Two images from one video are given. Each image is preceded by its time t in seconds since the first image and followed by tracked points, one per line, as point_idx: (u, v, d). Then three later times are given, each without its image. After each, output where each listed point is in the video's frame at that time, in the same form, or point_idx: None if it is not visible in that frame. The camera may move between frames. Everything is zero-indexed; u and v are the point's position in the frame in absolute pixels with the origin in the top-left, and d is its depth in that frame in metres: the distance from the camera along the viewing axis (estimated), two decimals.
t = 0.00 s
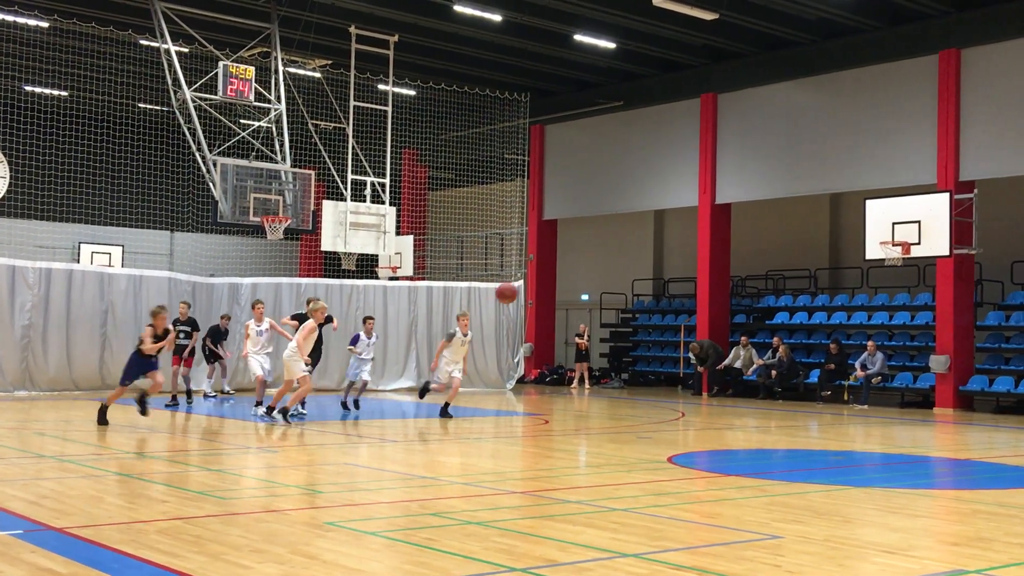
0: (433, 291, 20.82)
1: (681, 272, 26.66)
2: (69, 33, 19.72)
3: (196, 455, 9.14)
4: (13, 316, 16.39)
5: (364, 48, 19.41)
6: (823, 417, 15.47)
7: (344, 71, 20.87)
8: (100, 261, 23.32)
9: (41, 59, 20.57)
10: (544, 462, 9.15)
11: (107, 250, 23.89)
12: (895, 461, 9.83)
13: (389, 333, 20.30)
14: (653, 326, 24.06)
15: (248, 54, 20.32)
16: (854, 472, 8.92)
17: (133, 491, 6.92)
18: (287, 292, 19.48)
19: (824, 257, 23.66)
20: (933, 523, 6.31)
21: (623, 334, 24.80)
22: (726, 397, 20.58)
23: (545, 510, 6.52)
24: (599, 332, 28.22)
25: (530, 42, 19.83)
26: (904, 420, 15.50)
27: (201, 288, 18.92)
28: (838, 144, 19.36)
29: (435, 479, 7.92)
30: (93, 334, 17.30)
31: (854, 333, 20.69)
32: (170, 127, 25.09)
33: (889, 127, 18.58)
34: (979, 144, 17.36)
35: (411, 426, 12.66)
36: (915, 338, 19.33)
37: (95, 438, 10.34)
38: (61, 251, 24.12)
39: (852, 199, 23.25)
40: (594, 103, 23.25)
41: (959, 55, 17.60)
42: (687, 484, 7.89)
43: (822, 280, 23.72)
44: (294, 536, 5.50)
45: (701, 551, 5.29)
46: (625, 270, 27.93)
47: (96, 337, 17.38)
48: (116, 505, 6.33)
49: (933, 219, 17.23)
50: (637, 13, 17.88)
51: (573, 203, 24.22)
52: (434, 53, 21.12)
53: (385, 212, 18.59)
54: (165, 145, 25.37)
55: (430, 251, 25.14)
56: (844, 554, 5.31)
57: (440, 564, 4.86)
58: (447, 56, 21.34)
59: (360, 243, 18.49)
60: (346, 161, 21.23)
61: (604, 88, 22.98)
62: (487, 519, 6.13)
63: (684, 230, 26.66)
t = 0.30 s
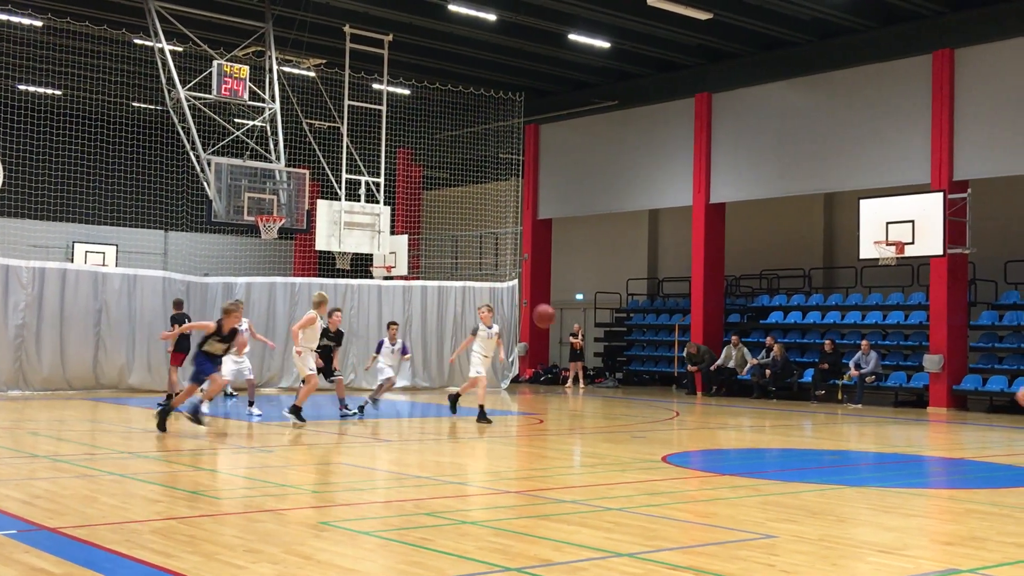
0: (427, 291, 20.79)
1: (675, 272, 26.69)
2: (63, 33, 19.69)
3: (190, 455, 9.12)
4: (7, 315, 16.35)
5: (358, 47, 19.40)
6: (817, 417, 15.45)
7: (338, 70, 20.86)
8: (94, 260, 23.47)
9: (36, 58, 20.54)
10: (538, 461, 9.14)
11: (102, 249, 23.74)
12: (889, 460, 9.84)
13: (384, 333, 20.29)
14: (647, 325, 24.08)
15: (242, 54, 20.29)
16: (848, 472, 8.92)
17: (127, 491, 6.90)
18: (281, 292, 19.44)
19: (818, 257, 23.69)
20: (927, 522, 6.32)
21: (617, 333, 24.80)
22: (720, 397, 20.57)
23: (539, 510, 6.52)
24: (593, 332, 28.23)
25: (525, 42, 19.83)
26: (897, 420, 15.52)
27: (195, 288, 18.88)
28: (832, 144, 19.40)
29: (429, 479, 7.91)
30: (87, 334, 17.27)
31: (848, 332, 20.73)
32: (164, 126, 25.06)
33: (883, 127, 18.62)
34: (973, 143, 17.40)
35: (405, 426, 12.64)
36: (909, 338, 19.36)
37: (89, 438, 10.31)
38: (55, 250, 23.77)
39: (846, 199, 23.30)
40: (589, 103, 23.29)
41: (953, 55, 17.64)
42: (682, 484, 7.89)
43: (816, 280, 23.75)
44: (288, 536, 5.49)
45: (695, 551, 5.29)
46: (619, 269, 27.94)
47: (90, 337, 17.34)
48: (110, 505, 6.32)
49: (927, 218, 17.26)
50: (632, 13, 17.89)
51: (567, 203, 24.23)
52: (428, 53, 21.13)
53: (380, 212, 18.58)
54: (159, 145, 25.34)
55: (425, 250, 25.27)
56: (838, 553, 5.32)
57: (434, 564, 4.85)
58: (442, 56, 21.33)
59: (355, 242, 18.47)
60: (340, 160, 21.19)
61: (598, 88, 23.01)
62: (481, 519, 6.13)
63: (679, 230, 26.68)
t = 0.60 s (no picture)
0: (407, 283, 20.73)
1: (655, 264, 26.77)
2: (40, 23, 19.46)
3: (169, 449, 9.06)
4: None
5: (338, 39, 19.33)
6: (796, 409, 15.52)
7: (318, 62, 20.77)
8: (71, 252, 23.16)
9: (11, 48, 20.28)
10: (519, 454, 9.16)
11: (79, 242, 23.59)
12: (867, 452, 9.91)
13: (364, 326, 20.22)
14: (627, 318, 24.15)
15: (221, 45, 20.15)
16: (827, 464, 8.98)
17: (105, 484, 6.85)
18: (260, 283, 19.32)
19: (797, 250, 23.82)
20: (903, 514, 6.38)
21: (598, 325, 24.83)
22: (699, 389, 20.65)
23: (519, 502, 6.53)
24: (573, 324, 28.26)
25: (506, 34, 19.79)
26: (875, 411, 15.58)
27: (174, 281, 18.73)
28: (811, 137, 19.46)
29: (409, 471, 7.90)
30: (65, 327, 17.13)
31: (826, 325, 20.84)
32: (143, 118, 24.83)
33: (861, 120, 18.71)
34: (951, 138, 17.52)
35: (386, 418, 12.63)
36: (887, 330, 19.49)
37: (66, 431, 10.23)
38: (32, 242, 23.67)
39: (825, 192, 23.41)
40: (569, 96, 23.39)
41: (931, 49, 17.74)
42: (662, 476, 7.92)
43: (795, 272, 23.86)
44: (268, 529, 5.48)
45: (674, 542, 5.31)
46: (599, 262, 28.00)
47: (68, 330, 17.21)
48: (88, 498, 6.27)
49: (905, 212, 17.37)
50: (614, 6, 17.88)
51: (547, 196, 24.24)
52: (409, 45, 21.07)
53: (360, 204, 18.52)
54: (138, 136, 25.12)
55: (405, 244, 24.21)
56: (815, 545, 5.35)
57: (414, 556, 4.85)
58: (422, 48, 21.27)
59: (334, 234, 18.40)
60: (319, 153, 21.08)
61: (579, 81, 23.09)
62: (461, 512, 6.14)
63: (659, 223, 26.75)
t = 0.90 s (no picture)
0: (357, 265, 20.62)
1: (605, 247, 26.92)
2: None
3: (115, 431, 8.93)
4: None
5: (287, 18, 19.09)
6: (743, 390, 15.73)
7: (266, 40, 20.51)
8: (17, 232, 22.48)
9: None
10: (470, 435, 9.19)
11: (21, 222, 23.22)
12: (812, 432, 10.09)
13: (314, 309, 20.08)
14: (578, 300, 24.28)
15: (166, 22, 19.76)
16: (773, 443, 9.13)
17: (48, 467, 6.73)
18: (208, 265, 19.12)
19: (745, 233, 24.10)
20: (846, 491, 6.50)
21: (549, 308, 24.90)
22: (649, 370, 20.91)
23: (469, 483, 6.54)
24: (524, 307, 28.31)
25: (457, 15, 19.68)
26: (820, 391, 15.81)
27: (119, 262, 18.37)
28: (759, 120, 19.66)
29: (359, 453, 7.86)
30: (6, 309, 16.79)
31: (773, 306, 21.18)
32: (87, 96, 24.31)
33: (808, 104, 18.96)
34: (895, 122, 17.84)
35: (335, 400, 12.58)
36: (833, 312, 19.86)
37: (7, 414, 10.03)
38: None
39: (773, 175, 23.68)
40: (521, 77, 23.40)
41: (877, 34, 18.03)
42: (611, 456, 7.99)
43: (743, 255, 24.14)
44: (215, 511, 5.42)
45: (621, 521, 5.36)
46: (551, 245, 28.07)
47: (9, 312, 16.87)
48: (30, 481, 6.15)
49: (850, 195, 17.65)
50: None
51: (499, 177, 24.23)
52: (359, 25, 20.88)
53: (309, 185, 18.34)
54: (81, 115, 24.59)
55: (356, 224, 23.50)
56: (759, 522, 5.44)
57: (363, 537, 4.83)
58: (373, 28, 21.09)
59: (284, 215, 18.19)
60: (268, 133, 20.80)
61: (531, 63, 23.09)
62: (411, 493, 6.14)
63: (609, 205, 26.88)
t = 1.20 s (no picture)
0: (301, 238, 20.38)
1: (552, 221, 26.92)
2: None
3: (51, 406, 8.72)
4: None
5: None
6: (687, 363, 15.85)
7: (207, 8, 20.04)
8: None
9: None
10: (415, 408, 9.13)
11: None
12: (755, 404, 10.19)
13: (256, 282, 19.79)
14: (524, 273, 24.26)
15: None
16: (716, 416, 9.20)
17: None
18: (147, 237, 18.76)
19: (690, 208, 24.25)
20: (788, 463, 6.57)
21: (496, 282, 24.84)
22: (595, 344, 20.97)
23: (414, 456, 6.49)
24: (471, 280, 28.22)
25: None
26: (763, 365, 15.95)
27: (56, 235, 17.87)
28: (704, 95, 19.73)
29: (303, 427, 7.76)
30: None
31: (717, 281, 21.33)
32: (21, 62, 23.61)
33: (752, 79, 19.07)
34: (839, 98, 18.04)
35: (279, 373, 12.43)
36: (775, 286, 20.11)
37: None
38: None
39: (717, 150, 23.82)
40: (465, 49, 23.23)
41: (821, 11, 18.22)
42: (556, 429, 7.99)
43: (688, 229, 24.31)
44: (154, 485, 5.31)
45: (567, 493, 5.36)
46: (497, 218, 27.97)
47: None
48: None
49: (793, 169, 17.83)
50: None
51: (444, 150, 24.00)
52: None
53: (252, 156, 18.01)
54: (15, 82, 23.89)
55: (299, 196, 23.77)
56: (703, 493, 5.48)
57: (306, 511, 4.76)
58: None
59: (226, 187, 17.84)
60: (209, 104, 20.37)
61: (478, 35, 22.96)
62: (355, 466, 6.07)
63: (556, 179, 26.84)
